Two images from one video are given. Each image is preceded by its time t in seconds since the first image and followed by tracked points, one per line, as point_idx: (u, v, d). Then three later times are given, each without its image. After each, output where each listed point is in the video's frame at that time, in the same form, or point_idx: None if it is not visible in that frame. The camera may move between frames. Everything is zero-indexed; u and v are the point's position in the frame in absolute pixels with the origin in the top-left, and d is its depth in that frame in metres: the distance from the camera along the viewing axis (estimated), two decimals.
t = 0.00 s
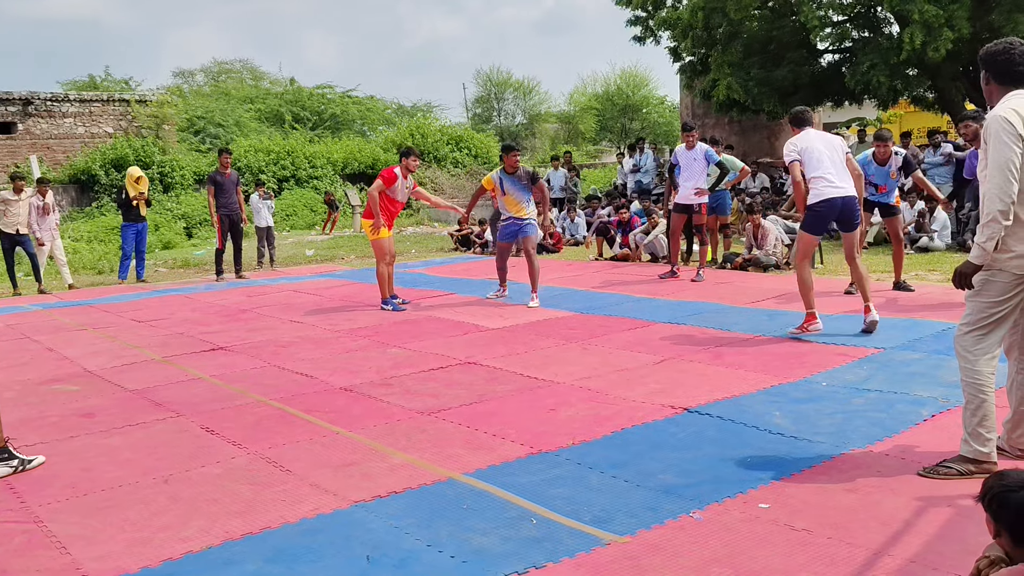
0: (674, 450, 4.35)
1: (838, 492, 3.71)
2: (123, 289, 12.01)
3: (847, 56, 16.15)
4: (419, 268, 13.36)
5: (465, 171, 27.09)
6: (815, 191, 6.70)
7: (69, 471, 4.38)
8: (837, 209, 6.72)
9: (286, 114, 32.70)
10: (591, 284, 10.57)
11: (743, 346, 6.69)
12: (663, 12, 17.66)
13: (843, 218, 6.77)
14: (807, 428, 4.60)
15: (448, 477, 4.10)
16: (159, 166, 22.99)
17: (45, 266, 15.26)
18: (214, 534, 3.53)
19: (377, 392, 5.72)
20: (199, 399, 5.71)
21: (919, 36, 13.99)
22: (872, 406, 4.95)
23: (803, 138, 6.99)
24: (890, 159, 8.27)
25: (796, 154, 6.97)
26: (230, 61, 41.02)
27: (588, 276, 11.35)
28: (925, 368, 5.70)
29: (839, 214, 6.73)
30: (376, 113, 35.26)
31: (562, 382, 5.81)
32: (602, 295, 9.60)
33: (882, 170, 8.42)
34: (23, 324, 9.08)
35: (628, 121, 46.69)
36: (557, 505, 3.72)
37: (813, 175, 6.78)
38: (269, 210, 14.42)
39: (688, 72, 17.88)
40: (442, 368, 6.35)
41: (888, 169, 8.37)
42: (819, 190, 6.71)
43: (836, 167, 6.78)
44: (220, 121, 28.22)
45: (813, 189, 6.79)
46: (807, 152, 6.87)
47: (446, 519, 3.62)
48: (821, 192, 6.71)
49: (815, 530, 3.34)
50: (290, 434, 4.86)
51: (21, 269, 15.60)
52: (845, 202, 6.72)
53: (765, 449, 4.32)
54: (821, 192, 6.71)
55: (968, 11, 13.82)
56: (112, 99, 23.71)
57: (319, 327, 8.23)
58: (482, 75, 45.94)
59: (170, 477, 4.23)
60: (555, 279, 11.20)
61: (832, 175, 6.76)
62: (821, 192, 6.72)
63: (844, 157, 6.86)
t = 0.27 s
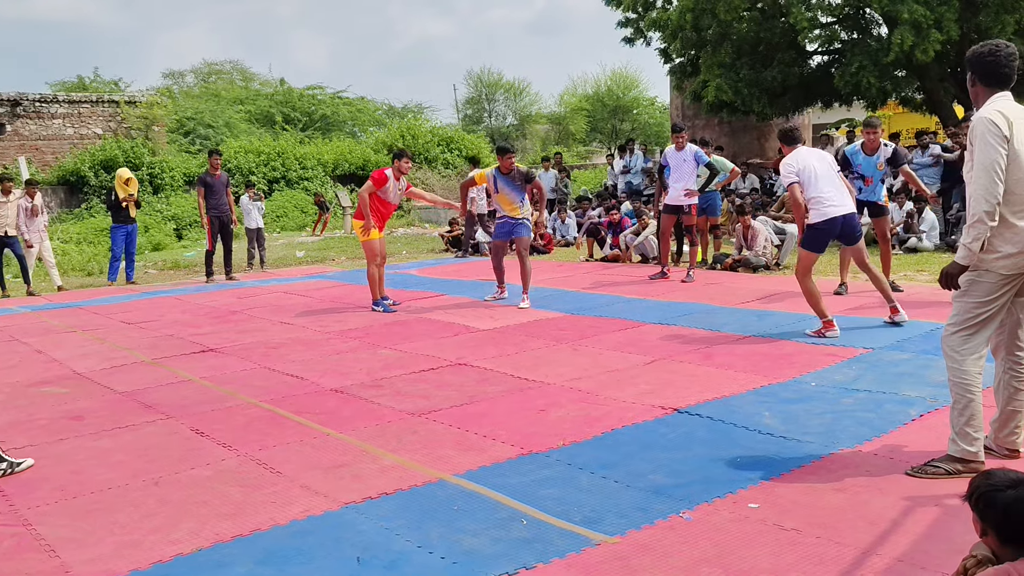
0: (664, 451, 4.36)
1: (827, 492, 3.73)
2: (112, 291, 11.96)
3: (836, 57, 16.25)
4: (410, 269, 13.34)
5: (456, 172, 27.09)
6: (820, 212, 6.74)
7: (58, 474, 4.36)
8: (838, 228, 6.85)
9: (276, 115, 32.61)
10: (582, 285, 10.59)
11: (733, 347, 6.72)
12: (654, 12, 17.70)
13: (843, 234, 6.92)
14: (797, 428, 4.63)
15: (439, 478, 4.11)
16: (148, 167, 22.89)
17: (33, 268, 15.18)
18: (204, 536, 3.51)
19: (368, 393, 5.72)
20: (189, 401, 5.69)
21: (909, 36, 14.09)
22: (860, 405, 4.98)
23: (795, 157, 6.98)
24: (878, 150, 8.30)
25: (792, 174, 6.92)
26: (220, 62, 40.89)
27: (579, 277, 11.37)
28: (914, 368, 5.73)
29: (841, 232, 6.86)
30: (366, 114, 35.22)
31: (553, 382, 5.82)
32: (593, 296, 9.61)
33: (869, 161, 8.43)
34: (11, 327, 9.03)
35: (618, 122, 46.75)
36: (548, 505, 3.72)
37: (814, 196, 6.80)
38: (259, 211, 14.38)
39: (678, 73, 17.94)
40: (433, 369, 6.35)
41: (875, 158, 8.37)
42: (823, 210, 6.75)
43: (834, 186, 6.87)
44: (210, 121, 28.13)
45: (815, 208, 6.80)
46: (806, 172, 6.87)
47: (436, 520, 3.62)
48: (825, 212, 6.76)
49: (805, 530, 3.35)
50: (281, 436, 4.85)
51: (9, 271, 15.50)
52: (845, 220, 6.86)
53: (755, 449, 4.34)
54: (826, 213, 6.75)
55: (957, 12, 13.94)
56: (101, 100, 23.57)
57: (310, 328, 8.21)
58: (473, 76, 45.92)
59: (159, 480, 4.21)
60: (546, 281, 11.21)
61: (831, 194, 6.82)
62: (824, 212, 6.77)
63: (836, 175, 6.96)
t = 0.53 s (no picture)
0: (659, 451, 4.37)
1: (821, 492, 3.74)
2: (107, 293, 11.93)
3: (830, 59, 16.28)
4: (406, 271, 13.34)
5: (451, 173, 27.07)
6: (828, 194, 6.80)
7: (52, 476, 4.35)
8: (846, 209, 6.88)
9: (271, 117, 32.58)
10: (577, 286, 10.60)
11: (727, 347, 6.73)
12: (648, 14, 17.71)
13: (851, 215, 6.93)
14: (791, 429, 4.64)
15: (434, 479, 4.11)
16: (143, 169, 22.86)
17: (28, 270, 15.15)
18: (198, 538, 3.51)
19: (363, 394, 5.72)
20: (183, 402, 5.68)
21: (904, 38, 14.13)
22: (855, 405, 4.99)
23: (800, 142, 7.01)
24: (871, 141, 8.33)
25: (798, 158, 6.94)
26: (214, 64, 40.87)
27: (574, 278, 11.38)
28: (908, 368, 5.75)
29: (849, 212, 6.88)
30: (361, 116, 35.21)
31: (548, 383, 5.83)
32: (588, 297, 9.62)
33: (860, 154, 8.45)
34: (5, 329, 9.01)
35: (614, 123, 46.77)
36: (542, 506, 3.73)
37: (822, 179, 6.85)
38: (254, 213, 14.36)
39: (673, 75, 17.98)
40: (428, 370, 6.34)
41: (869, 150, 8.40)
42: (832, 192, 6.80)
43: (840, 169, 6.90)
44: (205, 123, 28.10)
45: (823, 192, 6.84)
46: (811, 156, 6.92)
47: (431, 520, 3.62)
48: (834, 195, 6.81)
49: (799, 529, 3.36)
50: (276, 437, 4.85)
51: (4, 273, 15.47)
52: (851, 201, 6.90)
53: (749, 449, 4.34)
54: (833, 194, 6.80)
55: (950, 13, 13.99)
56: (95, 102, 23.49)
57: (305, 330, 8.21)
58: (468, 78, 45.93)
59: (154, 482, 4.21)
60: (541, 282, 11.21)
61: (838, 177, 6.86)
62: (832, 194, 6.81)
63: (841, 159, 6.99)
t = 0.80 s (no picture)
0: (656, 453, 4.37)
1: (818, 493, 3.74)
2: (104, 297, 11.92)
3: (827, 61, 16.33)
4: (403, 273, 13.35)
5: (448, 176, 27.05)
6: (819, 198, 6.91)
7: (48, 479, 4.34)
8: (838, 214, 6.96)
9: (268, 120, 32.56)
10: (574, 288, 10.60)
11: (724, 349, 6.73)
12: (645, 16, 17.73)
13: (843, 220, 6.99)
14: (788, 430, 4.64)
15: (431, 481, 4.11)
16: (139, 172, 22.84)
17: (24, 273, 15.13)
18: (195, 541, 3.51)
19: (360, 397, 5.72)
20: (180, 406, 5.68)
21: (902, 39, 14.16)
22: (852, 407, 5.00)
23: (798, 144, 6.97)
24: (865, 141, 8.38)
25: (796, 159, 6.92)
26: (211, 67, 40.88)
27: (571, 280, 11.38)
28: (905, 370, 5.75)
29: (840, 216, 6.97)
30: (358, 118, 35.21)
31: (545, 385, 5.83)
32: (585, 299, 9.62)
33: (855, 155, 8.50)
34: (1, 332, 9.00)
35: (611, 126, 46.79)
36: (540, 508, 3.73)
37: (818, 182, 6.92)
38: (251, 216, 14.36)
39: (670, 77, 18.03)
40: (425, 373, 6.34)
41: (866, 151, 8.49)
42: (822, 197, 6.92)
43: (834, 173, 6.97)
44: (202, 126, 28.10)
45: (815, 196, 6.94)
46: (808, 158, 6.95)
47: (428, 523, 3.62)
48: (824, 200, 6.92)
49: (796, 530, 3.37)
50: (273, 441, 4.84)
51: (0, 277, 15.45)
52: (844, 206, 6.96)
53: (746, 451, 4.35)
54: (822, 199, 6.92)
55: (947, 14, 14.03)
56: (92, 105, 23.40)
57: (302, 333, 8.20)
58: (465, 80, 45.94)
59: (151, 485, 4.20)
60: (539, 284, 11.21)
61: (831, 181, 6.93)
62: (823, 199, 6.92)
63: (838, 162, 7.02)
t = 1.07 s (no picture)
0: (654, 454, 4.38)
1: (816, 494, 3.75)
2: (103, 299, 11.93)
3: (824, 61, 16.33)
4: (402, 275, 13.36)
5: (446, 177, 27.04)
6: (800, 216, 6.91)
7: (47, 482, 4.34)
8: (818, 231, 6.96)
9: (266, 122, 32.56)
10: (572, 289, 10.61)
11: (723, 350, 6.74)
12: (642, 17, 17.72)
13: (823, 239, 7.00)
14: (786, 430, 4.65)
15: (430, 483, 4.11)
16: (138, 174, 22.85)
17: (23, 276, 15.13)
18: (194, 544, 3.51)
19: (358, 399, 5.72)
20: (179, 408, 5.68)
21: (898, 39, 14.13)
22: (850, 407, 5.00)
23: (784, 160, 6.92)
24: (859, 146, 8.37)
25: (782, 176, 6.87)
26: (210, 69, 40.91)
27: (570, 282, 11.39)
28: (903, 370, 5.76)
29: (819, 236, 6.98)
30: (356, 120, 35.22)
31: (543, 387, 5.83)
32: (584, 300, 9.62)
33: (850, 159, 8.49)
34: None
35: (609, 127, 46.80)
36: (538, 509, 3.74)
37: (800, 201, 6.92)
38: (249, 217, 14.35)
39: (667, 78, 18.04)
40: (423, 374, 6.34)
41: (859, 155, 8.44)
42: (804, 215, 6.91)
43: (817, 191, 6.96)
44: (200, 128, 28.09)
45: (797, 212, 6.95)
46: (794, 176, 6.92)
47: (427, 525, 3.63)
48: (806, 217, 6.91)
49: (794, 531, 3.37)
50: (271, 443, 4.84)
51: None
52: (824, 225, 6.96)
53: (744, 452, 4.35)
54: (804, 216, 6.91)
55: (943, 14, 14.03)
56: (90, 107, 23.39)
57: (301, 335, 8.21)
58: (463, 81, 45.95)
59: (149, 488, 4.20)
60: (537, 285, 11.22)
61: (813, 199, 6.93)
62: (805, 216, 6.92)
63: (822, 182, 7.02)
